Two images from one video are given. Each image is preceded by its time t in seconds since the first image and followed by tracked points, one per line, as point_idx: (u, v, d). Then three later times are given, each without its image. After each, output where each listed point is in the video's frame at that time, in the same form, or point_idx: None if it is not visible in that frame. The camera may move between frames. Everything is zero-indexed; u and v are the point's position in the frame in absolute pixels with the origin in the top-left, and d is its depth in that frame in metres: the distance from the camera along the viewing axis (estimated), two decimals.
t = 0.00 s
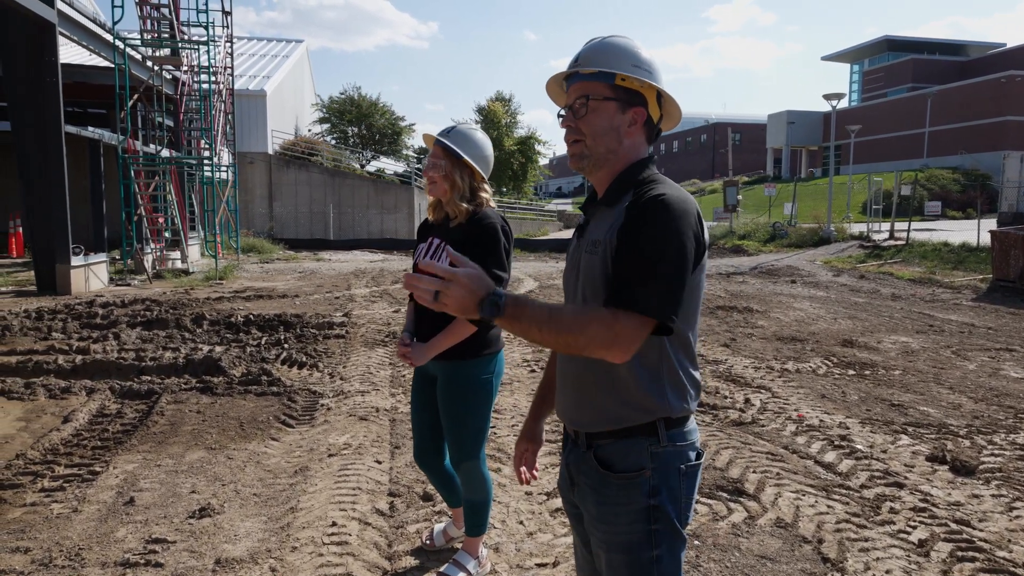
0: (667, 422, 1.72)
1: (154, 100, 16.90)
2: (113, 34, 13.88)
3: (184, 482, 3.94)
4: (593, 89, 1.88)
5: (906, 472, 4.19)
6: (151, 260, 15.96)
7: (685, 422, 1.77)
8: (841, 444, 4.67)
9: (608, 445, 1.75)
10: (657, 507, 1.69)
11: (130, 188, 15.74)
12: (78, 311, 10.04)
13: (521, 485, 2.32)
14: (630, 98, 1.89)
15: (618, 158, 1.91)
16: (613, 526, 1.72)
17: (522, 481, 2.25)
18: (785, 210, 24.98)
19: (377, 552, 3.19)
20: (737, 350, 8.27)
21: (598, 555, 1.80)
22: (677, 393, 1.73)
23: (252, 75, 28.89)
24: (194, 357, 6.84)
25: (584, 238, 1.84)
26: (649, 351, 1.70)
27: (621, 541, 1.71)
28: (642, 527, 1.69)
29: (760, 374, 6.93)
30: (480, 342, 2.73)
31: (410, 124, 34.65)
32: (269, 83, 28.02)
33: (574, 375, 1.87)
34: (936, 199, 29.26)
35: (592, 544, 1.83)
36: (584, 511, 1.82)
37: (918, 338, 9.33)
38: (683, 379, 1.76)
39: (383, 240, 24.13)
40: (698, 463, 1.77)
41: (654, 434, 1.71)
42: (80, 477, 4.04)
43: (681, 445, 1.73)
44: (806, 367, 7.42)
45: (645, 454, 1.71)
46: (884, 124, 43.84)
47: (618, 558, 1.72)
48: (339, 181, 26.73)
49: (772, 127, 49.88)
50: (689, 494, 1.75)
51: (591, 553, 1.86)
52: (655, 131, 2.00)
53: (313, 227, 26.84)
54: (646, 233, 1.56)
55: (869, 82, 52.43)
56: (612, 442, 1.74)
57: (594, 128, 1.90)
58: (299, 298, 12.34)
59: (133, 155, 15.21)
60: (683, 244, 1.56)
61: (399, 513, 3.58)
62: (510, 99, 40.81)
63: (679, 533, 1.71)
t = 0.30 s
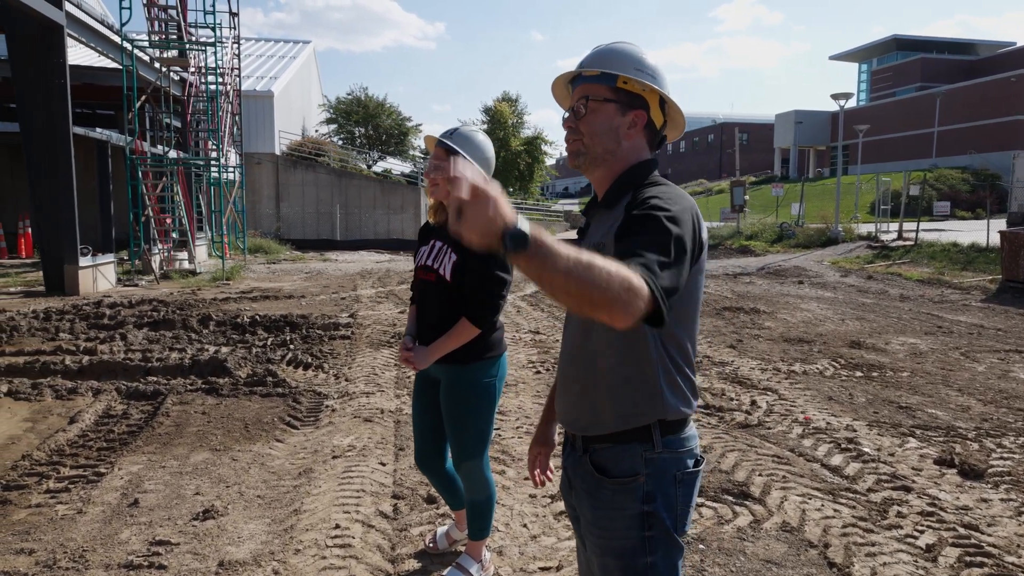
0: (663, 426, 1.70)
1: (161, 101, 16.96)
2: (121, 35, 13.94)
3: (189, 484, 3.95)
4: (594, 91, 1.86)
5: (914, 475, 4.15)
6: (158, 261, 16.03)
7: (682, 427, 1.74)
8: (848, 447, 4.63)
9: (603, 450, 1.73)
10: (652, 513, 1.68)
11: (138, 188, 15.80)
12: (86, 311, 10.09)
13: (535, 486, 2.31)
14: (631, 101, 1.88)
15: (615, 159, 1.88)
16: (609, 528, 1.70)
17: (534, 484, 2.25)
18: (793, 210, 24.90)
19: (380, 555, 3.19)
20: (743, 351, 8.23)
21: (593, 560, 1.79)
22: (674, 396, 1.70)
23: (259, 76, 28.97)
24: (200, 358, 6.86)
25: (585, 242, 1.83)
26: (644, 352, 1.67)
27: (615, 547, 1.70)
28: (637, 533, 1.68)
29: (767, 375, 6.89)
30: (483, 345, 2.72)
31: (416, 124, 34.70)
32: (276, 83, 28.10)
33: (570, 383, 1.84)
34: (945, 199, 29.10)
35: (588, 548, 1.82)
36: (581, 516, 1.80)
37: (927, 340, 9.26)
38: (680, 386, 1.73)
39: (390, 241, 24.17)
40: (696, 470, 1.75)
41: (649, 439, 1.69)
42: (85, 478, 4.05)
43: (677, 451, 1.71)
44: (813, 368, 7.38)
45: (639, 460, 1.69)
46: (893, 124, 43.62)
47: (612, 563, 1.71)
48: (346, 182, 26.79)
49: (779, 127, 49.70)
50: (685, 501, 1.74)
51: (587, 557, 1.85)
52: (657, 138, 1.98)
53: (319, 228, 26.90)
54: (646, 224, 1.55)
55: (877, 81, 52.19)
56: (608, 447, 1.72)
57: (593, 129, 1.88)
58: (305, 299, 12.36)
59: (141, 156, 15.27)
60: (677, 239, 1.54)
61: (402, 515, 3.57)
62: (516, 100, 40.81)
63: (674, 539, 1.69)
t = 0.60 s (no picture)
0: (663, 429, 1.69)
1: (167, 102, 17.00)
2: (127, 36, 13.98)
3: (190, 486, 3.95)
4: (597, 94, 1.85)
5: (918, 479, 4.13)
6: (163, 261, 16.08)
7: (683, 431, 1.74)
8: (851, 450, 4.61)
9: (603, 457, 1.71)
10: (654, 521, 1.67)
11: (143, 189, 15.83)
12: (91, 312, 10.13)
13: (528, 493, 2.29)
14: (634, 105, 1.86)
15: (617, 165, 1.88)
16: (610, 536, 1.69)
17: (530, 491, 2.22)
18: (799, 211, 24.82)
19: (381, 558, 3.18)
20: (747, 353, 8.20)
21: (593, 567, 1.77)
22: (674, 395, 1.70)
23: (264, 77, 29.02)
24: (203, 359, 6.87)
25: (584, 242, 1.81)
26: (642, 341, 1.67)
27: (617, 555, 1.69)
28: (639, 541, 1.67)
29: (771, 377, 6.86)
30: (483, 347, 2.72)
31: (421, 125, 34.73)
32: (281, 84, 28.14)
33: (566, 389, 1.81)
34: (951, 200, 28.98)
35: (588, 556, 1.80)
36: (581, 523, 1.78)
37: (932, 341, 9.21)
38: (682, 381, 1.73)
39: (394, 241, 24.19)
40: (697, 476, 1.74)
41: (651, 445, 1.68)
42: (87, 480, 4.05)
43: (679, 457, 1.70)
44: (817, 370, 7.35)
45: (641, 467, 1.68)
46: (899, 123, 43.47)
47: (614, 571, 1.69)
48: (350, 182, 26.83)
49: (785, 127, 49.55)
50: (687, 508, 1.72)
51: (587, 564, 1.83)
52: (660, 141, 1.97)
53: (324, 228, 26.94)
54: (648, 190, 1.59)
55: (884, 81, 52.00)
56: (609, 453, 1.70)
57: (595, 133, 1.88)
58: (309, 300, 12.37)
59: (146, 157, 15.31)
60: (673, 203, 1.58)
61: (404, 518, 3.56)
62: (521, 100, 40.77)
63: (676, 546, 1.69)
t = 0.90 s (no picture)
0: (656, 437, 1.66)
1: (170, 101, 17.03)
2: (130, 35, 14.00)
3: (189, 488, 3.93)
4: (588, 94, 1.82)
5: (921, 482, 4.09)
6: (167, 261, 16.09)
7: (677, 439, 1.71)
8: (854, 453, 4.57)
9: (596, 464, 1.69)
10: (646, 530, 1.65)
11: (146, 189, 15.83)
12: (94, 311, 10.14)
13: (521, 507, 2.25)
14: (626, 106, 1.82)
15: (607, 166, 1.84)
16: (600, 543, 1.67)
17: (523, 503, 2.19)
18: (803, 210, 24.73)
19: (378, 561, 3.16)
20: (750, 353, 8.16)
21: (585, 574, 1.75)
22: (668, 404, 1.67)
23: (268, 76, 29.06)
24: (205, 359, 6.86)
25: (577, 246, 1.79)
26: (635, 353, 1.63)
27: (608, 563, 1.67)
28: (631, 550, 1.65)
29: (774, 378, 6.82)
30: (475, 348, 2.70)
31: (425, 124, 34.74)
32: (285, 83, 28.17)
33: (560, 392, 1.79)
34: (957, 199, 28.86)
35: (580, 563, 1.78)
36: (573, 529, 1.76)
37: (937, 342, 9.15)
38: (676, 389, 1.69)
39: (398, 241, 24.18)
40: (691, 485, 1.72)
41: (643, 453, 1.65)
42: (86, 481, 4.05)
43: (672, 465, 1.68)
44: (821, 371, 7.30)
45: (634, 475, 1.65)
46: (904, 122, 43.31)
47: None
48: (354, 181, 26.85)
49: (790, 126, 49.40)
50: (680, 517, 1.69)
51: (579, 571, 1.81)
52: (656, 146, 1.91)
53: (328, 227, 26.96)
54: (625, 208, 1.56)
55: (889, 80, 51.81)
56: (601, 460, 1.68)
57: (584, 133, 1.84)
58: (312, 300, 12.36)
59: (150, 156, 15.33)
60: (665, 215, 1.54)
61: (402, 521, 3.54)
62: (525, 100, 40.74)
63: (668, 556, 1.66)
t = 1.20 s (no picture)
0: (646, 452, 1.63)
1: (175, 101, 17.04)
2: (134, 35, 14.02)
3: (187, 490, 3.91)
4: (572, 93, 1.79)
5: (926, 486, 4.04)
6: (172, 261, 16.11)
7: (669, 452, 1.68)
8: (859, 456, 4.52)
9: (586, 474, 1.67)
10: (634, 541, 1.63)
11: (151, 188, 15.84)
12: (98, 312, 10.15)
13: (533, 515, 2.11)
14: (608, 106, 1.77)
15: (588, 166, 1.79)
16: (586, 553, 1.65)
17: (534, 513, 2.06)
18: (809, 210, 24.61)
19: (375, 565, 3.14)
20: (755, 354, 8.11)
21: None
22: (663, 424, 1.64)
23: (273, 76, 29.10)
24: (207, 359, 6.85)
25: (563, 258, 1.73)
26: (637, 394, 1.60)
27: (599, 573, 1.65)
28: (619, 561, 1.63)
29: (778, 380, 6.77)
30: (464, 349, 2.68)
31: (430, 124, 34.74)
32: (290, 83, 28.20)
33: (553, 403, 1.76)
34: (964, 198, 28.69)
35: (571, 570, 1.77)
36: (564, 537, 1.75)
37: (944, 343, 9.08)
38: (674, 403, 1.66)
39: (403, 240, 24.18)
40: (684, 496, 1.69)
41: (633, 464, 1.62)
42: (84, 483, 4.03)
43: (661, 475, 1.65)
44: (826, 373, 7.24)
45: (622, 485, 1.62)
46: (911, 121, 43.09)
47: None
48: (359, 181, 26.86)
49: (796, 125, 49.20)
50: (671, 527, 1.67)
51: None
52: (644, 151, 1.84)
53: (333, 227, 26.98)
54: (619, 266, 1.48)
55: (896, 79, 51.55)
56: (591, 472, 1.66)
57: (565, 133, 1.81)
58: (316, 300, 12.35)
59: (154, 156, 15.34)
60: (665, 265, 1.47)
61: (400, 525, 3.52)
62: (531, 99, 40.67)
63: (658, 568, 1.63)
